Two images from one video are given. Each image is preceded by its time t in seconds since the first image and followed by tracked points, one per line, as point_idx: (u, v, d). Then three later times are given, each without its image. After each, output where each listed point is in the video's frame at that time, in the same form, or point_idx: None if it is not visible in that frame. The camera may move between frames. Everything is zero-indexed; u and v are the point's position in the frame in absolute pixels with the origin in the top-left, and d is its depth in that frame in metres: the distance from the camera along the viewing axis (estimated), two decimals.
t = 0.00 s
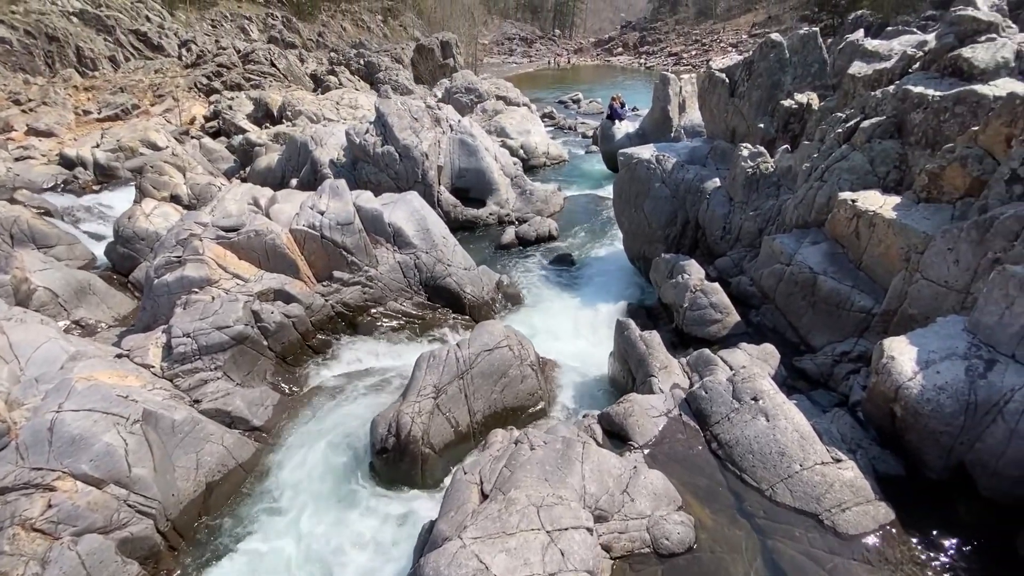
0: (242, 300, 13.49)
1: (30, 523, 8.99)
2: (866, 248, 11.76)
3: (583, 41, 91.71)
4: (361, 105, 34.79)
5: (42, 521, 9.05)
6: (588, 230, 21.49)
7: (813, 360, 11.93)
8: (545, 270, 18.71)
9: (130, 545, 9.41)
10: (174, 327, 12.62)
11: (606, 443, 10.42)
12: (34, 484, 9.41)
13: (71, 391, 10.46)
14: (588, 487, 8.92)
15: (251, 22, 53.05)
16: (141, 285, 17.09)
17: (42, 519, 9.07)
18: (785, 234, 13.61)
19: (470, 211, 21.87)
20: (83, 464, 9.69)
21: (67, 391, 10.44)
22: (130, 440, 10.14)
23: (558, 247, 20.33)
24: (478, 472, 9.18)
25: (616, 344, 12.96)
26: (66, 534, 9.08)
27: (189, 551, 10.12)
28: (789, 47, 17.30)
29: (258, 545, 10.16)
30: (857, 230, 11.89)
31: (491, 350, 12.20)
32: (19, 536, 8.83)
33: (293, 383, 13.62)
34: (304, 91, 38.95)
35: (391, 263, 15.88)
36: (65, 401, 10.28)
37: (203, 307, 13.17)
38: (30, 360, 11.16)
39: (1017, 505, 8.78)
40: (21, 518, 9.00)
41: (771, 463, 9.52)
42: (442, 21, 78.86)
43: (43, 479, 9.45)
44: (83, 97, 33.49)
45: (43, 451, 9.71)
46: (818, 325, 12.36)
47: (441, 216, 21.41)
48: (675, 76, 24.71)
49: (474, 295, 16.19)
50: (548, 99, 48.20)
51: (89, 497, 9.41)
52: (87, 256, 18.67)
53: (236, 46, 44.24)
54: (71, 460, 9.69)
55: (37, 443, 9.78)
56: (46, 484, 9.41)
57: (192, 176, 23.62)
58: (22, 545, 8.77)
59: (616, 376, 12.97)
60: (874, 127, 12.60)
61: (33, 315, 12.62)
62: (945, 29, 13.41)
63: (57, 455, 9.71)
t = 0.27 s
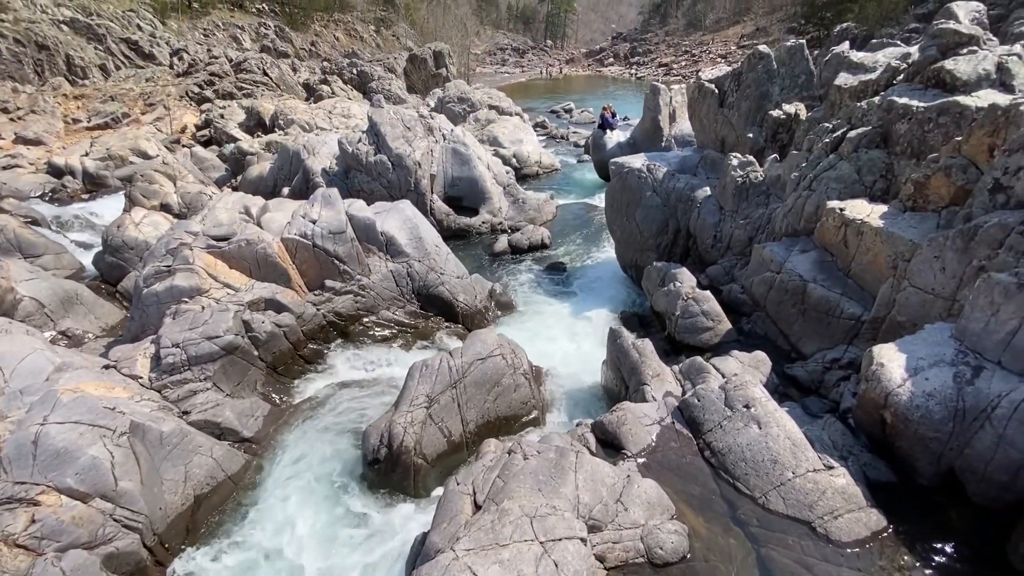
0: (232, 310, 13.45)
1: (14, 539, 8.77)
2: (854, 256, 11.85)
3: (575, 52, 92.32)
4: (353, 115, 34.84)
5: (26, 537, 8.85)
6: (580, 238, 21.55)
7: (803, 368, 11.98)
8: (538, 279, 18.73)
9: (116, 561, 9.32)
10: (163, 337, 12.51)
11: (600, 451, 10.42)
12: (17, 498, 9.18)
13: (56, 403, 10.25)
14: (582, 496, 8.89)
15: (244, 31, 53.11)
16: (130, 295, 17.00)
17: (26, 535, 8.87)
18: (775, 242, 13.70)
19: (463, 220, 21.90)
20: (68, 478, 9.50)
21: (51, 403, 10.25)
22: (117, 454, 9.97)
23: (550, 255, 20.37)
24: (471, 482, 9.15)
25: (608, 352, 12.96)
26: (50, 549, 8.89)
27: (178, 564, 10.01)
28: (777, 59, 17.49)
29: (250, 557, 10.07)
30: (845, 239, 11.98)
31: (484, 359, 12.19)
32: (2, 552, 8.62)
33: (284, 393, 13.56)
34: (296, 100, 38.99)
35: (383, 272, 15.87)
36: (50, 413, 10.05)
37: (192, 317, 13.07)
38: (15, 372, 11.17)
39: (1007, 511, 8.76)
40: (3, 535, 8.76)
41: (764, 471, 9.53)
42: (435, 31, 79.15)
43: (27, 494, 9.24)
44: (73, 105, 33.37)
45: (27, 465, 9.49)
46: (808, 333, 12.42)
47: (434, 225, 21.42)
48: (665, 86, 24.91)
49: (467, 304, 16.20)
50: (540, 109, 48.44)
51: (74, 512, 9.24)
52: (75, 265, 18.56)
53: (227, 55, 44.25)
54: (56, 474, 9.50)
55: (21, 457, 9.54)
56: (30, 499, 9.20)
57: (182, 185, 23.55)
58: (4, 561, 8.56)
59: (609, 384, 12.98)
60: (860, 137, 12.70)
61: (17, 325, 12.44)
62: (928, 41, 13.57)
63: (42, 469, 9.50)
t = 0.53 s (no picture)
0: (224, 319, 13.42)
1: None
2: (845, 265, 11.92)
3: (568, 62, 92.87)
4: (347, 123, 34.87)
5: (11, 551, 8.69)
6: (574, 246, 21.60)
7: (796, 376, 12.01)
8: (532, 287, 18.74)
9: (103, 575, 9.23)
10: (153, 347, 12.43)
11: (594, 461, 10.42)
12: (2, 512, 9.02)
13: (43, 414, 10.08)
14: (576, 507, 8.88)
15: (237, 40, 53.15)
16: (120, 304, 16.90)
17: (10, 549, 8.69)
18: (767, 250, 13.78)
19: (457, 228, 21.91)
20: (54, 491, 9.35)
21: (38, 415, 10.06)
22: (105, 466, 9.84)
23: (544, 263, 20.40)
24: (465, 493, 9.12)
25: (602, 360, 12.97)
26: (34, 565, 8.77)
27: None
28: (766, 70, 17.64)
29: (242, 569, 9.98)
30: (835, 247, 12.06)
31: (478, 368, 12.17)
32: None
33: (276, 403, 13.50)
34: (290, 109, 39.00)
35: (377, 280, 15.85)
36: (37, 425, 9.90)
37: (183, 327, 12.99)
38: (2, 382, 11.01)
39: (999, 519, 8.78)
40: None
41: (758, 479, 9.54)
42: (429, 40, 79.46)
43: (12, 507, 9.08)
44: (64, 113, 33.23)
45: (12, 478, 9.32)
46: (800, 340, 12.47)
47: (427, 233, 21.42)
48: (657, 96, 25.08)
49: (461, 312, 16.20)
50: (533, 118, 48.65)
51: (59, 526, 9.12)
52: (64, 274, 18.45)
53: (221, 63, 44.25)
54: (41, 487, 9.34)
55: (7, 469, 9.37)
56: (15, 513, 9.04)
57: (174, 193, 23.47)
58: None
59: (603, 393, 12.98)
60: (849, 147, 12.81)
61: (4, 335, 12.31)
62: (914, 53, 13.76)
63: (27, 482, 9.34)
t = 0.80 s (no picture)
0: (217, 327, 13.29)
1: None
2: (837, 273, 11.98)
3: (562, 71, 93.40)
4: (342, 132, 34.89)
5: None
6: (568, 254, 21.63)
7: (790, 384, 12.02)
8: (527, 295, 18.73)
9: None
10: (144, 356, 12.31)
11: (590, 470, 10.37)
12: None
13: (31, 425, 9.90)
14: (572, 517, 8.84)
15: (232, 48, 53.20)
16: (110, 313, 16.80)
17: None
18: (760, 258, 13.83)
19: (452, 236, 21.91)
20: (41, 503, 9.18)
21: (26, 426, 9.87)
22: (94, 478, 9.73)
23: (539, 271, 20.41)
24: (460, 504, 9.08)
25: (597, 369, 12.95)
26: None
27: None
28: (758, 80, 17.78)
29: None
30: (828, 255, 12.11)
31: (473, 377, 12.14)
32: None
33: (269, 412, 13.45)
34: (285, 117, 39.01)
35: (371, 289, 15.82)
36: (24, 436, 9.72)
37: (175, 336, 12.89)
38: None
39: (992, 527, 8.81)
40: None
41: (754, 487, 9.53)
42: (423, 49, 79.76)
43: None
44: (57, 121, 33.11)
45: None
46: (794, 348, 12.51)
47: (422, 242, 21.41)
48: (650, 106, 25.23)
49: (456, 320, 16.20)
50: (527, 127, 48.86)
51: (47, 539, 8.99)
52: (54, 283, 18.33)
53: (215, 71, 44.25)
54: (27, 500, 9.16)
55: None
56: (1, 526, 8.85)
57: (167, 202, 23.40)
58: None
59: (599, 402, 12.95)
60: (840, 156, 12.90)
61: None
62: (902, 65, 13.91)
63: (14, 495, 9.14)
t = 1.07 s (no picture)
0: (210, 337, 13.23)
1: None
2: (831, 281, 12.00)
3: (558, 81, 93.85)
4: (338, 140, 34.91)
5: None
6: (564, 262, 21.64)
7: (786, 391, 12.02)
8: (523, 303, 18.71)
9: None
10: (136, 365, 12.22)
11: (586, 479, 10.30)
12: None
13: (21, 436, 9.82)
14: (569, 528, 8.80)
15: (229, 57, 53.28)
16: (103, 321, 16.70)
17: None
18: (754, 267, 13.87)
19: (448, 244, 21.90)
20: (30, 515, 9.09)
21: (15, 436, 9.79)
22: (84, 489, 9.61)
23: (535, 279, 20.40)
24: (456, 515, 9.02)
25: (593, 378, 12.92)
26: None
27: None
28: (751, 90, 17.87)
29: None
30: (821, 264, 12.15)
31: (468, 386, 12.10)
32: None
33: (263, 421, 13.39)
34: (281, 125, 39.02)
35: (366, 297, 15.79)
36: (14, 447, 9.65)
37: (168, 344, 12.81)
38: None
39: (988, 535, 8.81)
40: None
41: (751, 496, 9.50)
42: (419, 58, 80.05)
43: None
44: (52, 129, 33.04)
45: None
46: (789, 355, 12.51)
47: (418, 249, 21.38)
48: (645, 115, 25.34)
49: (451, 329, 16.18)
50: (523, 136, 49.02)
51: (36, 551, 8.87)
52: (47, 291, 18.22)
53: (211, 80, 44.28)
54: (17, 512, 9.07)
55: None
56: None
57: (162, 209, 23.33)
58: None
59: (595, 410, 12.91)
60: (832, 165, 12.95)
61: None
62: (893, 75, 14.01)
63: (3, 507, 9.07)
